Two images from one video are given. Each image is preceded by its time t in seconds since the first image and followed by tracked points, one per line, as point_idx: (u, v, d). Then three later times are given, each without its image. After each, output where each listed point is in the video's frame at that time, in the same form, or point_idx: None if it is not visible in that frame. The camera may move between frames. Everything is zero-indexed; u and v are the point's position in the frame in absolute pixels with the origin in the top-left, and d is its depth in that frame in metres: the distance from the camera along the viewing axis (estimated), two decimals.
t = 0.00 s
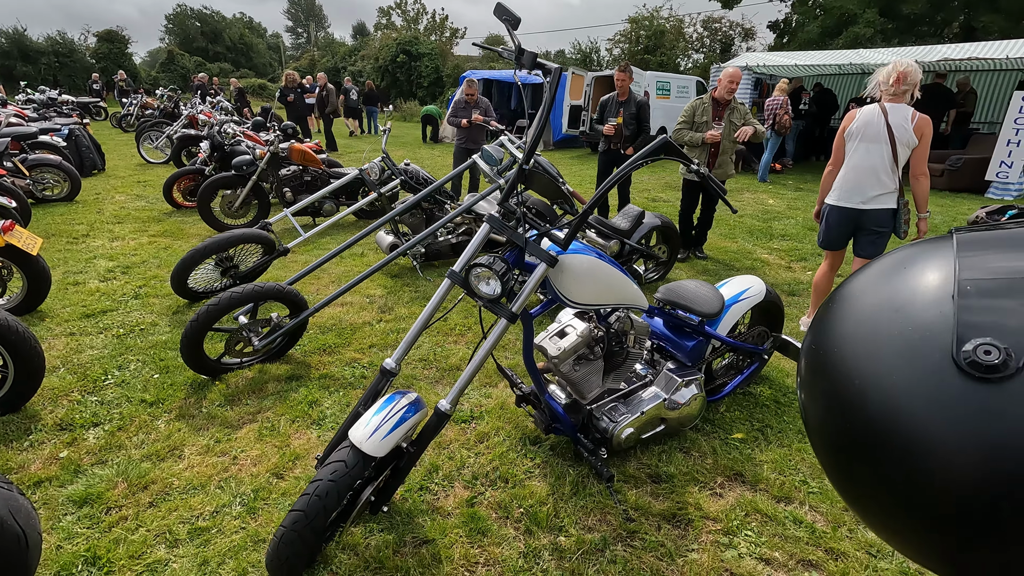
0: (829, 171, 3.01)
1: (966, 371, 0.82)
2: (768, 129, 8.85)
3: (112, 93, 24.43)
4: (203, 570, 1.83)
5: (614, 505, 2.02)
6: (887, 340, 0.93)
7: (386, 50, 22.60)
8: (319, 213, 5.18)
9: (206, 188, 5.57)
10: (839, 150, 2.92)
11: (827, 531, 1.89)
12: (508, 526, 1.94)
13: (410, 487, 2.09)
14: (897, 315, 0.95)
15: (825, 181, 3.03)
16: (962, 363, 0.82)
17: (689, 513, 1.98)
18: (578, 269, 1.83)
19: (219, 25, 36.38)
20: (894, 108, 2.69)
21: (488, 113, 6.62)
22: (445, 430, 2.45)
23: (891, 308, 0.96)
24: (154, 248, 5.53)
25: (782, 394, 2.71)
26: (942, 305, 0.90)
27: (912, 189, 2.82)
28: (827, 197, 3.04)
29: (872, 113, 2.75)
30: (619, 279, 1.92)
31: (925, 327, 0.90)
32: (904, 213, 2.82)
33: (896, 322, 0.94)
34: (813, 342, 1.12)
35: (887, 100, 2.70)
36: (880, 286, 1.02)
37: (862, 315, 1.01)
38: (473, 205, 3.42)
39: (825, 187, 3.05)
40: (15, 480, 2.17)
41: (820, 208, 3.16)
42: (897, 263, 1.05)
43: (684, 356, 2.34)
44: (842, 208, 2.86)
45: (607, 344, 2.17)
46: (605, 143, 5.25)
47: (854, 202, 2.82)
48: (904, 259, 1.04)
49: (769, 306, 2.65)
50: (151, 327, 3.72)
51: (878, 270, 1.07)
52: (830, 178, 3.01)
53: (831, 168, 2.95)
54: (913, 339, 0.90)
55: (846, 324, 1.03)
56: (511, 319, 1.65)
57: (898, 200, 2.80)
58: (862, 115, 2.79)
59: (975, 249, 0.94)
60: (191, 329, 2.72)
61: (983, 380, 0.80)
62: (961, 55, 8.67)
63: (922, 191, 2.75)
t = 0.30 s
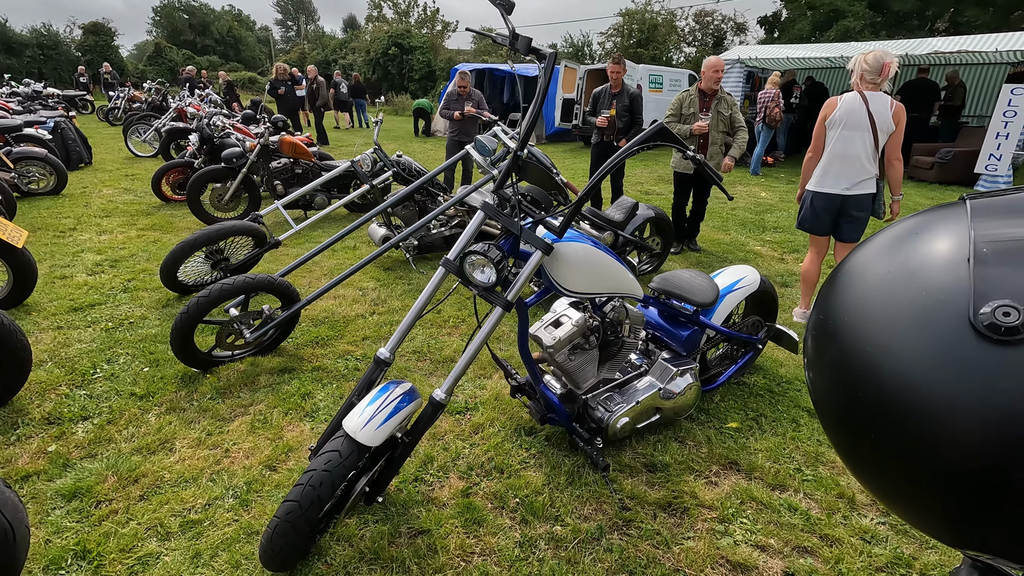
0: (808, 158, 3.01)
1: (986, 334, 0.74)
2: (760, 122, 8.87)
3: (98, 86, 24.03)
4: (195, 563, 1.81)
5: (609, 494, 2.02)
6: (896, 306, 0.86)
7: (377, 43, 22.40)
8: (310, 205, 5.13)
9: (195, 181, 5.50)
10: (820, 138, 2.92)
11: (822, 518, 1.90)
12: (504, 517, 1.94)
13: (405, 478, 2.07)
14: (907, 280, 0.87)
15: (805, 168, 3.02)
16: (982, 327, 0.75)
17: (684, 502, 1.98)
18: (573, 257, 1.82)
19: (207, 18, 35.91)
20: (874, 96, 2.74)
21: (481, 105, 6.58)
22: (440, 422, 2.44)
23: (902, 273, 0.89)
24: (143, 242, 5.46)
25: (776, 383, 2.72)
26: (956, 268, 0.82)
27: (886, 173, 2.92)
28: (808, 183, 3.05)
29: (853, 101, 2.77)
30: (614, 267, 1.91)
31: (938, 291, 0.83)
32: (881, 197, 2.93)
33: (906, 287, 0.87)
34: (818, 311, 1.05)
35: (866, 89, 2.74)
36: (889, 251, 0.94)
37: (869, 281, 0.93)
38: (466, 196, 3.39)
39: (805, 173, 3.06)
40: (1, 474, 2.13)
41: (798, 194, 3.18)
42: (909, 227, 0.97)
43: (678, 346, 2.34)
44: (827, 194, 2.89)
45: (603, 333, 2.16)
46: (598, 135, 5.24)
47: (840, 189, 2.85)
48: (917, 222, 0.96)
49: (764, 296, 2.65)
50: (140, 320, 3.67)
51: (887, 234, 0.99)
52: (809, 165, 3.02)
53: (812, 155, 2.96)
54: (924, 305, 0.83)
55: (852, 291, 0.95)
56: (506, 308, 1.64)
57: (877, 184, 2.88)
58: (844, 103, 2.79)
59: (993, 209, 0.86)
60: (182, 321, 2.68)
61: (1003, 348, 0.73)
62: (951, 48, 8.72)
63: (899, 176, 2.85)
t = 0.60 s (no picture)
0: (803, 150, 2.98)
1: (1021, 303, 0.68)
2: (757, 117, 8.85)
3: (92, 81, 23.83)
4: (192, 557, 1.79)
5: (610, 486, 2.01)
6: (917, 278, 0.80)
7: (373, 38, 22.31)
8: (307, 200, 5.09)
9: (191, 175, 5.46)
10: (815, 130, 2.89)
11: (823, 510, 1.90)
12: (504, 509, 1.92)
13: (403, 471, 2.06)
14: (930, 251, 0.81)
15: (799, 161, 2.99)
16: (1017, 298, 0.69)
17: (685, 494, 1.97)
18: (574, 248, 1.80)
19: (202, 13, 35.66)
20: (869, 88, 2.74)
21: (478, 100, 6.53)
22: (439, 415, 2.42)
23: (925, 244, 0.82)
24: (138, 236, 5.41)
25: (776, 376, 2.71)
26: (985, 238, 0.76)
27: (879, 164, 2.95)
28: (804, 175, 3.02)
29: (849, 93, 2.76)
30: (614, 259, 1.89)
31: (964, 261, 0.76)
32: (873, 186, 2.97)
33: (929, 258, 0.80)
34: (833, 285, 0.99)
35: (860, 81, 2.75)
36: (909, 221, 0.88)
37: (887, 253, 0.87)
38: (464, 190, 3.36)
39: (800, 166, 3.03)
40: None
41: (791, 186, 3.14)
42: (931, 196, 0.90)
43: (678, 339, 2.33)
44: (828, 185, 2.87)
45: (603, 325, 2.14)
46: (596, 129, 5.20)
47: (841, 180, 2.84)
48: (940, 191, 0.89)
49: (764, 289, 2.64)
50: (136, 315, 3.64)
51: (909, 204, 0.93)
52: (804, 157, 2.99)
53: (809, 148, 2.93)
54: (949, 277, 0.77)
55: (870, 264, 0.89)
56: (506, 299, 1.62)
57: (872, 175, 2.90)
58: (840, 95, 2.78)
59: None
60: (178, 315, 2.65)
61: None
62: (948, 43, 8.73)
63: (892, 165, 2.89)
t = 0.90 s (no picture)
0: (811, 143, 2.93)
1: None
2: (758, 111, 8.82)
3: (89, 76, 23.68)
4: (193, 550, 1.78)
5: (613, 479, 2.00)
6: (946, 246, 0.76)
7: (372, 33, 22.21)
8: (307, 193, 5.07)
9: (189, 169, 5.43)
10: (824, 122, 2.86)
11: (828, 502, 1.89)
12: (507, 502, 1.91)
13: (405, 464, 2.05)
14: (962, 219, 0.77)
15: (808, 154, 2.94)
16: None
17: (688, 486, 1.96)
18: (577, 239, 1.78)
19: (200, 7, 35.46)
20: (877, 82, 2.73)
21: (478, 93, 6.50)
22: (440, 408, 2.40)
23: (956, 211, 0.78)
24: (136, 230, 5.38)
25: (779, 369, 2.70)
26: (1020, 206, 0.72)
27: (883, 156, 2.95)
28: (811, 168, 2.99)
29: (858, 86, 2.74)
30: (618, 250, 1.87)
31: (998, 229, 0.73)
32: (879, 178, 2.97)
33: (960, 225, 0.77)
34: (857, 258, 0.95)
35: (868, 75, 2.73)
36: (936, 193, 0.84)
37: (916, 220, 0.83)
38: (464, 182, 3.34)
39: (807, 158, 2.99)
40: None
41: (798, 178, 3.11)
42: (964, 163, 0.86)
43: (681, 331, 2.31)
44: (838, 177, 2.85)
45: (605, 317, 2.13)
46: (597, 122, 5.18)
47: (851, 172, 2.82)
48: (973, 158, 0.85)
49: (766, 281, 2.63)
50: (134, 308, 3.62)
51: (934, 175, 0.88)
52: (811, 150, 2.94)
53: (818, 140, 2.88)
54: (980, 245, 0.73)
55: (897, 233, 0.85)
56: (509, 289, 1.60)
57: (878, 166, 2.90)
58: (850, 88, 2.76)
59: None
60: (176, 308, 2.63)
61: None
62: (949, 37, 8.70)
63: (897, 157, 2.90)
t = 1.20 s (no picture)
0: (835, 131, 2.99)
1: None
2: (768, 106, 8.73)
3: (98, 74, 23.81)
4: (202, 536, 1.78)
5: (623, 469, 1.98)
6: (995, 197, 0.72)
7: (379, 29, 22.20)
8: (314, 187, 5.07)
9: (198, 162, 5.44)
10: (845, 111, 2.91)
11: (842, 494, 1.86)
12: (516, 491, 1.90)
13: (414, 453, 2.04)
14: (1013, 170, 0.73)
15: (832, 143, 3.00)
16: None
17: (699, 478, 1.94)
18: (588, 226, 1.77)
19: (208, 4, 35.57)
20: (896, 68, 2.74)
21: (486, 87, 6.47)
22: (449, 399, 2.39)
23: (1004, 163, 0.74)
24: (145, 223, 5.41)
25: (790, 361, 2.67)
26: None
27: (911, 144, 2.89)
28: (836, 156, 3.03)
29: (876, 74, 2.77)
30: (629, 238, 1.85)
31: None
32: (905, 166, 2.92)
33: (1008, 175, 0.73)
34: (894, 223, 0.91)
35: (887, 62, 2.75)
36: (981, 147, 0.79)
37: (960, 176, 0.79)
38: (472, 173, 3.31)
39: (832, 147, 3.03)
40: (4, 448, 2.10)
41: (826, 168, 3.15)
42: (1007, 119, 0.82)
43: (692, 322, 2.29)
44: (856, 163, 2.86)
45: (616, 307, 2.11)
46: (605, 116, 5.14)
47: (869, 157, 2.82)
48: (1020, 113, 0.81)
49: (777, 272, 2.60)
50: (144, 299, 3.63)
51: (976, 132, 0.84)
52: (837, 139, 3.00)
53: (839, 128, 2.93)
54: None
55: (939, 191, 0.81)
56: (519, 276, 1.59)
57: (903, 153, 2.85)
58: (867, 76, 2.79)
59: None
60: (185, 297, 2.63)
61: None
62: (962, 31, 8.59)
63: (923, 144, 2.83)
